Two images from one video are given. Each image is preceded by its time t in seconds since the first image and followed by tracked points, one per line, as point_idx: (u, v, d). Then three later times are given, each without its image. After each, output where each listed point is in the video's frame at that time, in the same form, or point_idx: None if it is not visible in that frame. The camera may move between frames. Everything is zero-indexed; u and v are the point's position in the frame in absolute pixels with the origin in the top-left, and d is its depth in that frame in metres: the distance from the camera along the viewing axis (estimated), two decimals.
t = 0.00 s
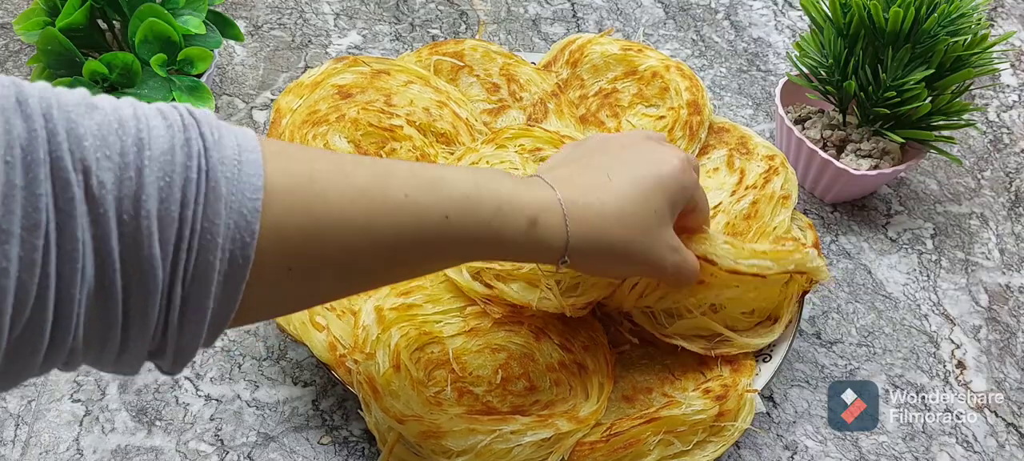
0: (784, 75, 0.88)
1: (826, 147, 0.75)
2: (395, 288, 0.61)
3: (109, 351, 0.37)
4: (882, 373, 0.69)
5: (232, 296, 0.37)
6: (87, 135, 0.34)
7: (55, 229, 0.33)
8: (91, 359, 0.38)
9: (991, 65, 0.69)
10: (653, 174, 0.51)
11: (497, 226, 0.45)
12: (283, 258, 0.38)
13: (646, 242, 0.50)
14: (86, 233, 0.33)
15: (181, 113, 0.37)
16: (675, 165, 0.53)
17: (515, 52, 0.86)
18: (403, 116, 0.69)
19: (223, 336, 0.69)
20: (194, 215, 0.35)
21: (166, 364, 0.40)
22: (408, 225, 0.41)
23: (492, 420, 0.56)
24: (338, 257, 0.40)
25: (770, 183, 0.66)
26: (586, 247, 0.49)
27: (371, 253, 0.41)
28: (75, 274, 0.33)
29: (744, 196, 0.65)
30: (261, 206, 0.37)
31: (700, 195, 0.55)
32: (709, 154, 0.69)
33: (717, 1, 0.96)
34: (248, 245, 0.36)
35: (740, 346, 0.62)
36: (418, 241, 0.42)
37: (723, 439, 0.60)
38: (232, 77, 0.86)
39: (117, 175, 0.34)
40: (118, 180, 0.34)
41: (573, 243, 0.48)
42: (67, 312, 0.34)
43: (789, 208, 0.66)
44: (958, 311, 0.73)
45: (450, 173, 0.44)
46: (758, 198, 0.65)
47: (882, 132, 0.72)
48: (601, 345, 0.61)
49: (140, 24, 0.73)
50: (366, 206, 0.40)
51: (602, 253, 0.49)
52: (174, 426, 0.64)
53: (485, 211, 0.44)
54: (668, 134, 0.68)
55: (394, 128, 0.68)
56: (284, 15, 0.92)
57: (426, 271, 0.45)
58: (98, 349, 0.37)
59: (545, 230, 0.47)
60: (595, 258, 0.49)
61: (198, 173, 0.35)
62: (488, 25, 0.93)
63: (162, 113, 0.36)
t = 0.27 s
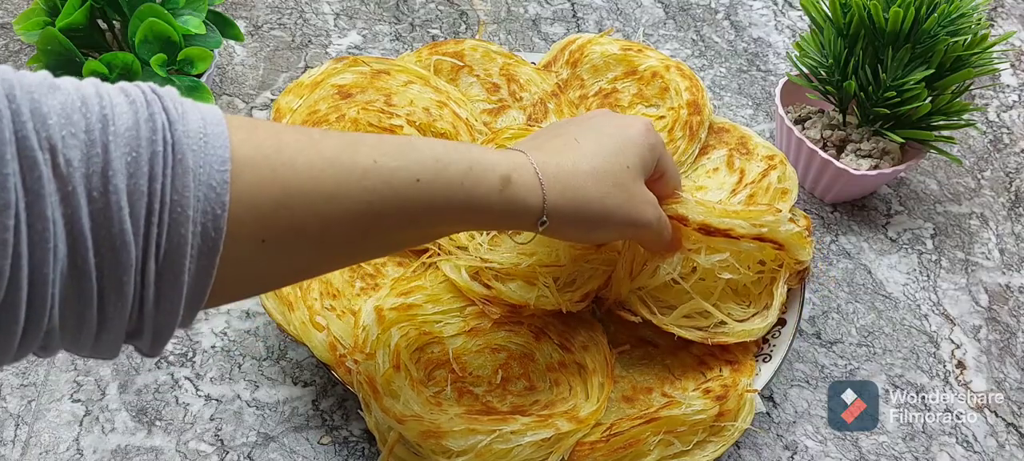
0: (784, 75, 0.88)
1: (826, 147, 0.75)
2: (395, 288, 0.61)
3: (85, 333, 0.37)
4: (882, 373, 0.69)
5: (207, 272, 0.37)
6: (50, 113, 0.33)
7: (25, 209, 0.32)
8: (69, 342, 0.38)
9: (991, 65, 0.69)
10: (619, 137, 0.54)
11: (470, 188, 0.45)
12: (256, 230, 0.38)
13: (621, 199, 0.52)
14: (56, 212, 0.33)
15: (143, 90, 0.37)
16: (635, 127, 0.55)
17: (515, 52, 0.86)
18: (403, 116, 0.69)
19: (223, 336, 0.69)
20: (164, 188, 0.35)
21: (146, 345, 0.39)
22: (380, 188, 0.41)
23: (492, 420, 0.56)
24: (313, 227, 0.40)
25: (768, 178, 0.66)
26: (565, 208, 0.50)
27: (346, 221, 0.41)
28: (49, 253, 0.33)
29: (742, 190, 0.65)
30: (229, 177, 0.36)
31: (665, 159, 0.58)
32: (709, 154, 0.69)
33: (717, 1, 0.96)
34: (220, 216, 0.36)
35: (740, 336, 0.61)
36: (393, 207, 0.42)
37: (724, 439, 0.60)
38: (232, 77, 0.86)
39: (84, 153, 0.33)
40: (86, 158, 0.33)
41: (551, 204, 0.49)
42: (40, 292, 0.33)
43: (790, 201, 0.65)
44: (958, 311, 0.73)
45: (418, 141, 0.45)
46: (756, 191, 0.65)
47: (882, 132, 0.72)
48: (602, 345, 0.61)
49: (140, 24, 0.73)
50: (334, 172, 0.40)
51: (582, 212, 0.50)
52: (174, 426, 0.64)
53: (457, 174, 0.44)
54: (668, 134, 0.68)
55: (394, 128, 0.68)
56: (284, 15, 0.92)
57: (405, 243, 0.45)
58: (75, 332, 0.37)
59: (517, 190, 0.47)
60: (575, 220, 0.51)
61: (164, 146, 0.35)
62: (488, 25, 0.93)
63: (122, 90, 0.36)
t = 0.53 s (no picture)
0: (784, 75, 0.88)
1: (826, 147, 0.75)
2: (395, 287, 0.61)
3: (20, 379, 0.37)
4: (882, 373, 0.69)
5: (151, 333, 0.37)
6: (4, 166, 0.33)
7: None
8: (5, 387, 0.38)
9: (991, 65, 0.69)
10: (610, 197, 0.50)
11: (440, 258, 0.44)
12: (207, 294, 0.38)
13: (604, 269, 0.49)
14: None
15: (109, 143, 0.37)
16: (635, 188, 0.51)
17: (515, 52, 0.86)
18: (403, 116, 0.69)
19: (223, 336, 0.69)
20: (110, 249, 0.35)
21: (85, 398, 0.39)
22: (342, 260, 0.41)
23: (493, 420, 0.56)
24: (267, 290, 0.40)
25: (770, 185, 0.66)
26: (541, 278, 0.48)
27: (302, 286, 0.41)
28: None
29: (744, 198, 0.65)
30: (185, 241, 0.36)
31: (669, 217, 0.54)
32: (709, 154, 0.69)
33: (717, 1, 0.96)
34: (169, 280, 0.36)
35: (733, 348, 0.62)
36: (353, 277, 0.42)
37: (723, 439, 0.60)
38: (232, 77, 0.86)
39: (33, 210, 0.33)
40: (35, 214, 0.33)
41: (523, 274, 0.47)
42: None
43: (789, 209, 0.66)
44: (958, 311, 0.73)
45: (396, 205, 0.44)
46: (759, 200, 0.65)
47: (882, 132, 0.72)
48: (602, 345, 0.60)
49: (140, 24, 0.73)
50: (300, 241, 0.40)
51: (560, 282, 0.48)
52: (174, 426, 0.64)
53: (428, 243, 0.44)
54: (668, 134, 0.68)
55: (394, 128, 0.68)
56: (284, 15, 0.92)
57: (365, 305, 0.44)
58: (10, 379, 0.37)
59: (493, 262, 0.46)
60: (551, 289, 0.49)
61: (117, 209, 0.35)
62: (488, 25, 0.93)
63: (87, 142, 0.36)
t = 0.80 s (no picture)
0: (784, 75, 0.88)
1: (826, 147, 0.75)
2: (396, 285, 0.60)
3: None
4: (882, 373, 0.69)
5: None
6: None
7: None
8: None
9: (991, 65, 0.69)
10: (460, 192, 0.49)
11: (278, 281, 0.46)
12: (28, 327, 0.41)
13: (467, 265, 0.49)
14: None
15: None
16: (492, 178, 0.49)
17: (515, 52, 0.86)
18: (403, 116, 0.69)
19: (223, 336, 0.69)
20: None
21: None
22: (171, 288, 0.43)
23: (492, 421, 0.56)
24: (93, 320, 0.42)
25: (770, 185, 0.66)
26: (398, 285, 0.48)
27: (142, 312, 0.43)
28: None
29: (744, 198, 0.65)
30: None
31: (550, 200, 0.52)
32: (709, 154, 0.69)
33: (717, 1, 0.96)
34: None
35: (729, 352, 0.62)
36: (190, 301, 0.44)
37: (723, 439, 0.61)
38: (232, 77, 0.86)
39: None
40: None
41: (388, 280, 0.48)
42: None
43: (788, 209, 0.66)
44: (958, 311, 0.73)
45: (231, 229, 0.45)
46: (759, 201, 0.65)
47: (882, 132, 0.72)
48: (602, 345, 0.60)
49: (140, 24, 0.73)
50: (119, 271, 0.42)
51: (419, 287, 0.49)
52: (174, 426, 0.64)
53: (265, 265, 0.45)
54: (668, 134, 0.68)
55: (394, 128, 0.68)
56: (284, 15, 0.92)
57: (229, 324, 0.46)
58: None
59: (336, 283, 0.47)
60: (422, 292, 0.49)
61: None
62: (488, 25, 0.93)
63: None
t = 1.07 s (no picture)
0: (784, 75, 0.88)
1: (826, 147, 0.75)
2: (395, 287, 0.61)
3: None
4: (882, 373, 0.69)
5: None
6: None
7: None
8: None
9: (991, 65, 0.69)
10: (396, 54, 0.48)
11: (243, 141, 0.44)
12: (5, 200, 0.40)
13: (417, 121, 0.48)
14: None
15: None
16: (434, 35, 0.49)
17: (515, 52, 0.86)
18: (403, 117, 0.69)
19: (223, 336, 0.69)
20: None
21: None
22: (135, 151, 0.41)
23: (492, 421, 0.56)
24: (63, 194, 0.41)
25: (770, 185, 0.66)
26: (356, 141, 0.47)
27: (110, 184, 0.41)
28: None
29: (744, 198, 0.65)
30: None
31: (483, 58, 0.52)
32: (709, 154, 0.69)
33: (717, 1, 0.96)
34: None
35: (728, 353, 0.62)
36: (157, 168, 0.42)
37: (724, 439, 0.61)
38: (232, 78, 0.86)
39: None
40: None
41: (341, 144, 0.47)
42: None
43: (789, 209, 0.66)
44: (958, 311, 0.73)
45: (187, 93, 0.43)
46: (759, 200, 0.65)
47: (882, 132, 0.72)
48: (602, 344, 0.60)
49: (140, 24, 0.73)
50: (79, 138, 0.40)
51: (377, 143, 0.48)
52: (174, 426, 0.64)
53: (226, 129, 0.43)
54: (668, 134, 0.68)
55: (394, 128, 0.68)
56: (284, 15, 0.92)
57: (205, 189, 0.45)
58: None
59: (300, 141, 0.45)
60: (375, 151, 0.48)
61: None
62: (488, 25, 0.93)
63: None
